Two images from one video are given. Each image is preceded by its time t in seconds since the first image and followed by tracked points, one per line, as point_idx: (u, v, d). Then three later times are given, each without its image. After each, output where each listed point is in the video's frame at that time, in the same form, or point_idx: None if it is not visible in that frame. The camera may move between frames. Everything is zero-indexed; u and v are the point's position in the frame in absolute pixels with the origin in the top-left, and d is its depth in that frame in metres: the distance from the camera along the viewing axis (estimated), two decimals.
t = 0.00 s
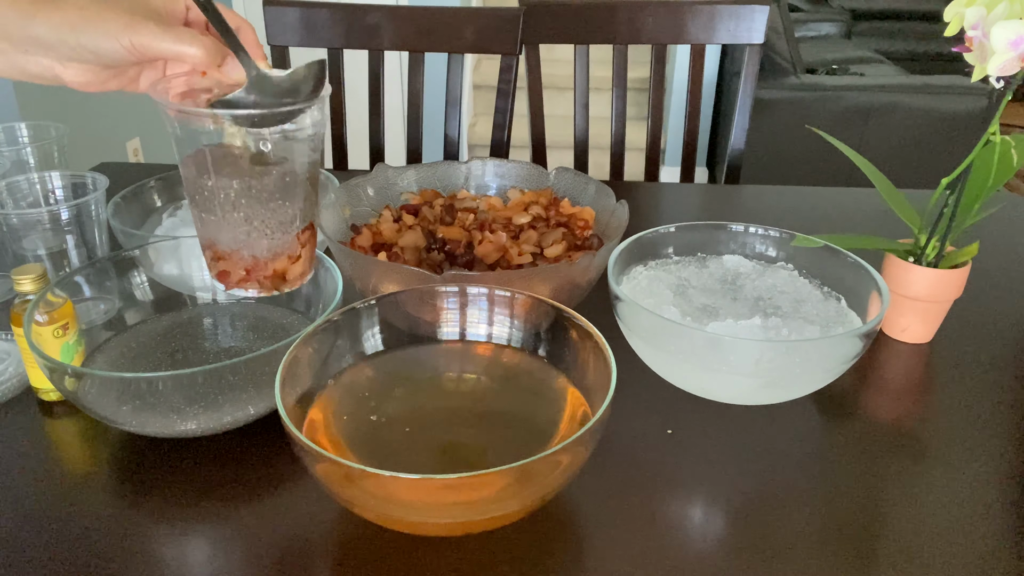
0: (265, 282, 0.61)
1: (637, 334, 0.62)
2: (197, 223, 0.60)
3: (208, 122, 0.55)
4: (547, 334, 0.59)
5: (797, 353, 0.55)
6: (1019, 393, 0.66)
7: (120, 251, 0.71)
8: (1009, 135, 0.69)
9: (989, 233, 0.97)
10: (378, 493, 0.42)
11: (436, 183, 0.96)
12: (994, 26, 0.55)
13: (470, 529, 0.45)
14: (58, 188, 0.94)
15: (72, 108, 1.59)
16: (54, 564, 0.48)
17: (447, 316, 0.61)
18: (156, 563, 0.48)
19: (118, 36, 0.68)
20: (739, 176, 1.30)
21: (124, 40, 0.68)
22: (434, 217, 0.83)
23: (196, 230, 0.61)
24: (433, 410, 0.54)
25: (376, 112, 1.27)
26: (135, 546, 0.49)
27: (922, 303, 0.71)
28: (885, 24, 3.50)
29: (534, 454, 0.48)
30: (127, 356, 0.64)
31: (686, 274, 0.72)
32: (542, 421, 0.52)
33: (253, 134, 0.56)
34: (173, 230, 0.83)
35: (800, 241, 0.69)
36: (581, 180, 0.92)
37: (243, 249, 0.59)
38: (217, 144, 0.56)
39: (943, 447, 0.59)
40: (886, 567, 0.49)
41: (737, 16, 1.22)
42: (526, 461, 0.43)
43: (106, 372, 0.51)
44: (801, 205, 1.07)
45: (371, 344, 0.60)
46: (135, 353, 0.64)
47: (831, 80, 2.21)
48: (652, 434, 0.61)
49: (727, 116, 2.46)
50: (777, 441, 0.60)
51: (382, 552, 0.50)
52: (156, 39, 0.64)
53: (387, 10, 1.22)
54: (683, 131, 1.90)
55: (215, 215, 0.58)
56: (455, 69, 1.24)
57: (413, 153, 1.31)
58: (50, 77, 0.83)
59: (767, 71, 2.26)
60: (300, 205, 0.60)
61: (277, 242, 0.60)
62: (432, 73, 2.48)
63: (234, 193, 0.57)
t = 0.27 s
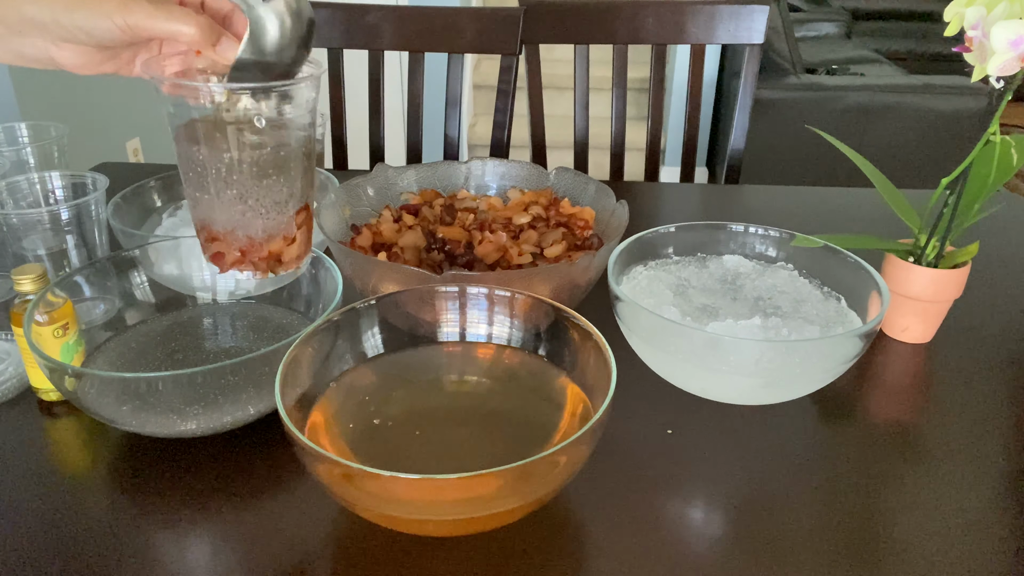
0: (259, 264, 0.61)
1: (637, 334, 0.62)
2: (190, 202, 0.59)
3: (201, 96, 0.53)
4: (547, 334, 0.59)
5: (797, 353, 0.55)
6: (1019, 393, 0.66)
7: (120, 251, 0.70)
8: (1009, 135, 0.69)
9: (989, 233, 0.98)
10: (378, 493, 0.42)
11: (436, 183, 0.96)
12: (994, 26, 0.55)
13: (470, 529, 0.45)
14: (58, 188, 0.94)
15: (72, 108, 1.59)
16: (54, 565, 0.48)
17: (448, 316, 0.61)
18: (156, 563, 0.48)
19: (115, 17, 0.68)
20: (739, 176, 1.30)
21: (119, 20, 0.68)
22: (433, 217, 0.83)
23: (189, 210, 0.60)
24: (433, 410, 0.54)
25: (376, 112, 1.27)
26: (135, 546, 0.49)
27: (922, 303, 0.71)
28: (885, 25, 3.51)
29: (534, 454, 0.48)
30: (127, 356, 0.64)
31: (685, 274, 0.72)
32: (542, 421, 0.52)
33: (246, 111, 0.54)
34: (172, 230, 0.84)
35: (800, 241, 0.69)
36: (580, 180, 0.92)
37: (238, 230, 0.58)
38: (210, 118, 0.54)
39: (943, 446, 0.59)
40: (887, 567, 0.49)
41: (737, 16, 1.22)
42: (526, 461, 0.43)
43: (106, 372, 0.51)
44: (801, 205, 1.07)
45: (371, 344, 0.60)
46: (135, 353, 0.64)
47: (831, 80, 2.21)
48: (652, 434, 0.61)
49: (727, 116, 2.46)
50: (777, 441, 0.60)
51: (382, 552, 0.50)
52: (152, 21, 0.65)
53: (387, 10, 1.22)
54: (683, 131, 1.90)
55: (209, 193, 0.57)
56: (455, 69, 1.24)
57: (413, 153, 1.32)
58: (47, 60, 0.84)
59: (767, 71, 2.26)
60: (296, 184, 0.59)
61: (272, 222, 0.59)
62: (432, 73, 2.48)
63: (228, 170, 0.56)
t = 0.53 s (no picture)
0: (267, 242, 0.62)
1: (637, 334, 0.62)
2: (197, 182, 0.61)
3: (205, 73, 0.55)
4: (547, 334, 0.59)
5: (798, 353, 0.55)
6: (1019, 393, 0.66)
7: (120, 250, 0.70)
8: (1009, 135, 0.69)
9: (989, 233, 0.97)
10: (378, 493, 0.42)
11: (436, 183, 0.96)
12: (994, 26, 0.55)
13: (470, 529, 0.45)
14: (58, 188, 0.94)
15: (72, 108, 1.60)
16: (54, 564, 0.48)
17: (447, 316, 0.61)
18: (156, 563, 0.48)
19: None
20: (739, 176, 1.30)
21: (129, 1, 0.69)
22: (433, 217, 0.83)
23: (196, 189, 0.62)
24: (433, 410, 0.54)
25: (376, 112, 1.27)
26: (135, 546, 0.49)
27: (922, 303, 0.71)
28: (885, 24, 3.51)
29: (534, 454, 0.48)
30: (128, 356, 0.64)
31: (686, 274, 0.72)
32: (541, 421, 0.52)
33: (248, 88, 0.56)
34: (172, 230, 0.84)
35: (801, 241, 0.69)
36: (580, 180, 0.92)
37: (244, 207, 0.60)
38: (214, 95, 0.56)
39: (942, 447, 0.59)
40: (887, 566, 0.49)
41: (737, 16, 1.22)
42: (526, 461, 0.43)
43: (106, 372, 0.51)
44: (801, 205, 1.07)
45: (371, 343, 0.60)
46: (136, 353, 0.64)
47: (831, 80, 2.21)
48: (652, 435, 0.61)
49: (727, 116, 2.46)
50: (778, 441, 0.60)
51: (383, 553, 0.49)
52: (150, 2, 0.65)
53: (387, 10, 1.22)
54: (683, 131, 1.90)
55: (215, 170, 0.58)
56: (455, 69, 1.24)
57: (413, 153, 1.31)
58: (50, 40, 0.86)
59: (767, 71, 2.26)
60: (303, 163, 0.60)
61: (278, 200, 0.60)
62: (432, 73, 2.48)
63: (231, 146, 0.57)
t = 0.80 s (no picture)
0: (275, 235, 0.63)
1: (637, 335, 0.62)
2: (206, 174, 0.61)
3: (213, 69, 0.56)
4: (547, 334, 0.59)
5: (797, 353, 0.55)
6: (1019, 393, 0.66)
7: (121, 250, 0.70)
8: (1009, 135, 0.69)
9: (989, 234, 0.97)
10: (378, 493, 0.42)
11: (436, 183, 0.96)
12: (994, 27, 0.55)
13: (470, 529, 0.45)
14: (58, 188, 0.94)
15: (72, 108, 1.60)
16: (55, 564, 0.48)
17: (447, 316, 0.61)
18: (156, 563, 0.48)
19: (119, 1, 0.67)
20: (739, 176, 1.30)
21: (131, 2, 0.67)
22: (433, 217, 0.83)
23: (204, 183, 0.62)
24: (433, 410, 0.54)
25: (376, 112, 1.27)
26: (136, 546, 0.49)
27: (922, 303, 0.71)
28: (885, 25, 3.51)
29: (534, 454, 0.48)
30: (128, 356, 0.64)
31: (686, 275, 0.72)
32: (541, 421, 0.52)
33: (254, 84, 0.56)
34: (172, 230, 0.84)
35: (800, 241, 0.69)
36: (580, 180, 0.92)
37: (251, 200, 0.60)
38: (220, 89, 0.56)
39: (943, 447, 0.59)
40: (886, 566, 0.49)
41: (737, 16, 1.22)
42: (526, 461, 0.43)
43: (106, 372, 0.51)
44: (801, 205, 1.07)
45: (371, 344, 0.60)
46: (136, 353, 0.64)
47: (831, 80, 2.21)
48: (652, 434, 0.61)
49: (727, 116, 2.46)
50: (778, 441, 0.60)
51: (383, 552, 0.50)
52: None
53: (387, 10, 1.22)
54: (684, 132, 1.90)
55: (223, 165, 0.59)
56: (455, 69, 1.24)
57: (413, 153, 1.31)
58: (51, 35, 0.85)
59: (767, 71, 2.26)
60: (310, 157, 0.61)
61: (287, 194, 0.61)
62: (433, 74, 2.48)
63: (237, 139, 0.57)
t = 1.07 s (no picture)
0: (275, 204, 0.77)
1: (637, 335, 0.62)
2: (209, 148, 0.75)
3: (211, 46, 0.68)
4: (547, 335, 0.59)
5: (798, 353, 0.55)
6: (1019, 393, 0.66)
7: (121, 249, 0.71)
8: (1009, 135, 0.69)
9: (989, 234, 0.97)
10: (378, 493, 0.42)
11: (436, 183, 0.96)
12: (994, 27, 0.55)
13: (470, 529, 0.45)
14: (58, 188, 0.94)
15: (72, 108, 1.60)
16: (55, 564, 0.48)
17: (447, 316, 0.61)
18: (157, 562, 0.48)
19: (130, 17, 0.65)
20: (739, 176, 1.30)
21: None
22: (433, 217, 0.83)
23: (205, 160, 0.76)
24: (433, 410, 0.54)
25: (376, 112, 1.27)
26: (136, 546, 0.49)
27: (922, 303, 0.71)
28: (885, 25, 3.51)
29: (534, 454, 0.48)
30: (128, 356, 0.64)
31: (686, 275, 0.72)
32: (541, 421, 0.52)
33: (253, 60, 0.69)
34: (172, 230, 0.84)
35: (801, 241, 0.69)
36: (580, 180, 0.92)
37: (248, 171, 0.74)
38: (217, 59, 0.69)
39: (943, 447, 0.59)
40: (886, 566, 0.49)
41: (737, 16, 1.22)
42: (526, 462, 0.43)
43: (106, 372, 0.51)
44: (801, 205, 1.07)
45: (371, 344, 0.60)
46: (136, 353, 0.64)
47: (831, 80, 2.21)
48: (652, 435, 0.61)
49: (727, 116, 2.46)
50: (778, 441, 0.60)
51: (383, 553, 0.49)
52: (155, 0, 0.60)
53: (387, 10, 1.22)
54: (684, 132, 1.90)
55: (225, 132, 0.72)
56: (455, 69, 1.24)
57: (414, 152, 1.31)
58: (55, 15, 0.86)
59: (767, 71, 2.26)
60: (306, 134, 0.75)
61: (285, 165, 0.75)
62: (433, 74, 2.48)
63: (240, 103, 0.71)
